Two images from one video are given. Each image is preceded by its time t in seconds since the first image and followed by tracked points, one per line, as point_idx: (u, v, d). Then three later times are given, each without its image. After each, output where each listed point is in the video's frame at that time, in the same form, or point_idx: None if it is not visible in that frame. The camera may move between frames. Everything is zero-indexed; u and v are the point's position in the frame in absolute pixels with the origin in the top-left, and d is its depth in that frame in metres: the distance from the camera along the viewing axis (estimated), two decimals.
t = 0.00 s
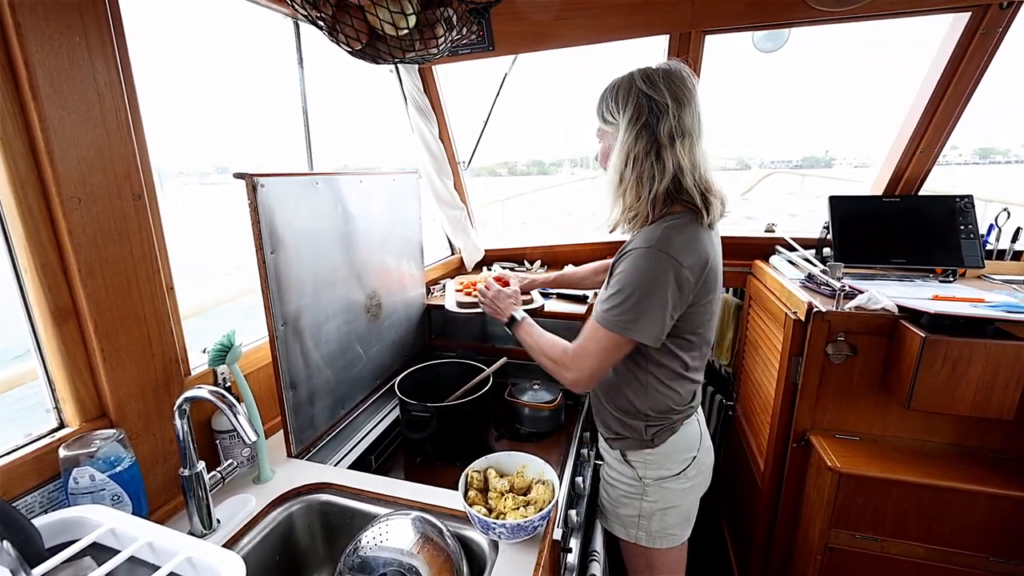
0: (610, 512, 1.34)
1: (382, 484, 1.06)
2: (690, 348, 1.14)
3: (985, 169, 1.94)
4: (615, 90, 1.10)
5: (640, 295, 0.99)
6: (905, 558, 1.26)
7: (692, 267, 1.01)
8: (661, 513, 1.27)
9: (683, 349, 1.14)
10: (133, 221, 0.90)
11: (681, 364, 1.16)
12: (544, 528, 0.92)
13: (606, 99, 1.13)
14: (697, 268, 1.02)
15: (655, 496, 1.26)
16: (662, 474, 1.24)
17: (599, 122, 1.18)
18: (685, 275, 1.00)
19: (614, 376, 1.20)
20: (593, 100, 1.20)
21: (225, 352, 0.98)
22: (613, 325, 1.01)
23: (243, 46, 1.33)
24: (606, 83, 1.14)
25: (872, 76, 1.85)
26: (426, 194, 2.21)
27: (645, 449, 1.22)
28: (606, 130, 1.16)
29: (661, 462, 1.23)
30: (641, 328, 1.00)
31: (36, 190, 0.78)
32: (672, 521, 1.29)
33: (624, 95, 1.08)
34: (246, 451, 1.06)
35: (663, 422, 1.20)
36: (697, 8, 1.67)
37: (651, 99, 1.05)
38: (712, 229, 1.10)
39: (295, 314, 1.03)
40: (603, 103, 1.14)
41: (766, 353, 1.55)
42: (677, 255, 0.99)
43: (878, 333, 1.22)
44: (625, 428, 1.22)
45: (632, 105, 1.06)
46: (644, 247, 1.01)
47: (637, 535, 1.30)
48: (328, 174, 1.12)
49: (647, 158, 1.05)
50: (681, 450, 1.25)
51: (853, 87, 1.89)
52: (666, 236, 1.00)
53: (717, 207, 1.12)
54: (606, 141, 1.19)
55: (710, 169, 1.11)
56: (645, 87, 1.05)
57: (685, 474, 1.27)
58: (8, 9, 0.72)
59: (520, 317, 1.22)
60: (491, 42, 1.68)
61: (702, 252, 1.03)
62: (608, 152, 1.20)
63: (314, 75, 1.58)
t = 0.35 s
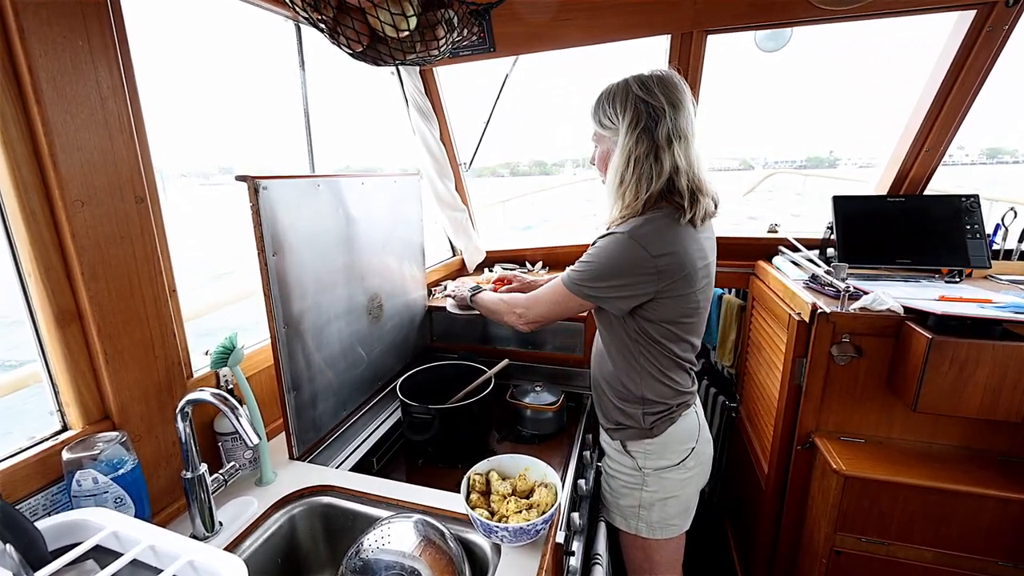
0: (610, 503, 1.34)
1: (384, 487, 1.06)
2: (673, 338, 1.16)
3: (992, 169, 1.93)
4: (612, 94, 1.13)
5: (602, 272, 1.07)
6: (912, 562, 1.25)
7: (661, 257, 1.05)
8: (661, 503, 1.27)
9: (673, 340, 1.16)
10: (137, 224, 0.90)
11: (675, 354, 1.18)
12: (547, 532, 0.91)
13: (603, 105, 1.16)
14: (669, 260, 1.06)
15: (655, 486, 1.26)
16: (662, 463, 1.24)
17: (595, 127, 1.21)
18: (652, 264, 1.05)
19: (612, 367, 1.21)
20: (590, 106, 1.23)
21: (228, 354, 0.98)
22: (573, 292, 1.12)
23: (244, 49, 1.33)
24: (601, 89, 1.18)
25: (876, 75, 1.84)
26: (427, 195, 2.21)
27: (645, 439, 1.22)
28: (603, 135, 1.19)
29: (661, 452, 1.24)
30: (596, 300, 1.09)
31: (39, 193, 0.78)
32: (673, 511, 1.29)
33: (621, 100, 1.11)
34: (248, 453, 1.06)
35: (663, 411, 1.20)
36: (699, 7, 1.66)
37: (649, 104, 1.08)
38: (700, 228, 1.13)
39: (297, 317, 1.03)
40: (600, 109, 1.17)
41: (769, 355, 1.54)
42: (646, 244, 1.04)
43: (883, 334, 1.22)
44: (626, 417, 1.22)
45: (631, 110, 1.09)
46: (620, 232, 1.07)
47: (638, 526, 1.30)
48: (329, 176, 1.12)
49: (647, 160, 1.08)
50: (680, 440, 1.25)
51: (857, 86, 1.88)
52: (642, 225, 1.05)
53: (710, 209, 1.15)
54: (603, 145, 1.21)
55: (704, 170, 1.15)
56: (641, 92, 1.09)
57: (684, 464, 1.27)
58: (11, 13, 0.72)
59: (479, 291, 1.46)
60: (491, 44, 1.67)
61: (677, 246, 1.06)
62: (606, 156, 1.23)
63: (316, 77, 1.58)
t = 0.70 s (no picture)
0: (606, 502, 1.34)
1: (387, 486, 1.06)
2: (675, 339, 1.16)
3: (995, 174, 1.93)
4: (614, 97, 1.14)
5: (608, 272, 1.07)
6: (914, 565, 1.25)
7: (667, 257, 1.05)
8: (656, 502, 1.28)
9: (674, 341, 1.16)
10: (142, 220, 0.90)
11: (673, 355, 1.18)
12: (550, 533, 0.91)
13: (605, 108, 1.16)
14: (674, 260, 1.06)
15: (651, 485, 1.26)
16: (658, 462, 1.25)
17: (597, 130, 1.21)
18: (657, 263, 1.05)
19: (611, 367, 1.21)
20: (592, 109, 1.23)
21: (232, 353, 0.98)
22: (579, 293, 1.11)
23: (251, 48, 1.34)
24: (603, 92, 1.19)
25: (880, 79, 1.84)
26: (431, 195, 2.21)
27: (640, 439, 1.23)
28: (606, 137, 1.19)
29: (657, 452, 1.24)
30: (602, 300, 1.09)
31: (46, 189, 0.78)
32: (668, 510, 1.29)
33: (624, 103, 1.11)
34: (252, 451, 1.06)
35: (658, 410, 1.21)
36: (704, 9, 1.66)
37: (652, 105, 1.08)
38: (701, 229, 1.13)
39: (301, 315, 1.03)
40: (602, 111, 1.17)
41: (771, 358, 1.54)
42: (653, 243, 1.05)
43: (886, 337, 1.22)
44: (622, 417, 1.22)
45: (635, 111, 1.09)
46: (625, 232, 1.08)
47: (633, 525, 1.30)
48: (334, 176, 1.12)
49: (651, 162, 1.08)
50: (676, 439, 1.25)
51: (861, 90, 1.88)
52: (648, 225, 1.06)
53: (712, 210, 1.16)
54: (606, 146, 1.21)
55: (706, 171, 1.15)
56: (644, 95, 1.09)
57: (680, 464, 1.27)
58: (20, 10, 0.72)
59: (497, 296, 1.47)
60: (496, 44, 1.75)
61: (681, 246, 1.07)
62: (608, 158, 1.24)
63: (321, 75, 1.58)
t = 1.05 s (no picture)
0: (595, 505, 1.34)
1: (385, 485, 1.06)
2: (665, 341, 1.17)
3: (991, 182, 1.95)
4: (606, 101, 1.14)
5: (601, 270, 1.08)
6: (907, 569, 1.26)
7: (660, 257, 1.06)
8: (644, 504, 1.28)
9: (663, 342, 1.17)
10: (143, 217, 0.90)
11: (662, 356, 1.19)
12: (547, 534, 0.91)
13: (598, 111, 1.15)
14: (666, 261, 1.07)
15: (639, 488, 1.26)
16: (646, 465, 1.25)
17: (588, 133, 1.20)
18: (650, 264, 1.06)
19: (601, 368, 1.22)
20: (582, 112, 1.22)
21: (231, 351, 0.98)
22: (573, 292, 1.12)
23: (256, 47, 1.34)
24: (593, 98, 1.18)
25: (879, 87, 1.86)
26: (433, 195, 2.22)
27: (629, 441, 1.23)
28: (599, 140, 1.17)
29: (645, 454, 1.24)
30: (594, 299, 1.09)
31: (48, 185, 0.78)
32: (656, 512, 1.29)
33: (622, 106, 1.11)
34: (250, 449, 1.06)
35: (647, 412, 1.21)
36: (705, 14, 1.68)
37: (650, 109, 1.09)
38: (694, 231, 1.15)
39: (301, 314, 1.03)
40: (595, 115, 1.16)
41: (768, 362, 1.55)
42: (646, 243, 1.06)
43: (882, 342, 1.23)
44: (611, 418, 1.23)
45: (635, 114, 1.09)
46: (620, 232, 1.08)
47: (621, 527, 1.31)
48: (336, 175, 1.13)
49: (651, 164, 1.09)
50: (664, 441, 1.26)
51: (860, 97, 1.89)
52: (642, 225, 1.06)
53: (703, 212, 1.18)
54: (597, 150, 1.19)
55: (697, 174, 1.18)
56: (639, 98, 1.10)
57: (669, 466, 1.28)
58: (26, 6, 0.72)
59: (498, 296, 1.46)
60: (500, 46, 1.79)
61: (674, 247, 1.07)
62: (601, 164, 1.21)
63: (326, 75, 1.59)
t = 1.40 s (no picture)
0: (597, 508, 1.34)
1: (383, 486, 1.06)
2: (664, 346, 1.17)
3: (990, 185, 1.95)
4: (602, 105, 1.12)
5: (600, 277, 1.08)
6: (905, 571, 1.26)
7: (658, 264, 1.06)
8: (646, 508, 1.28)
9: (663, 347, 1.17)
10: (144, 219, 0.91)
11: (662, 361, 1.19)
12: (545, 536, 0.91)
13: (596, 116, 1.12)
14: (665, 267, 1.07)
15: (641, 492, 1.26)
16: (648, 469, 1.25)
17: (583, 140, 1.15)
18: (649, 270, 1.06)
19: (602, 373, 1.22)
20: (574, 116, 1.17)
21: (230, 351, 0.98)
22: (573, 299, 1.12)
23: (257, 48, 1.34)
24: (584, 104, 1.15)
25: (878, 91, 1.87)
26: (433, 196, 2.23)
27: (630, 445, 1.23)
28: (599, 147, 1.13)
29: (647, 458, 1.24)
30: (594, 305, 1.10)
31: (49, 186, 0.79)
32: (658, 516, 1.29)
33: (622, 111, 1.09)
34: (249, 450, 1.06)
35: (648, 416, 1.21)
36: (704, 17, 1.68)
37: (650, 113, 1.09)
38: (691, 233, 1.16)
39: (301, 315, 1.03)
40: (592, 120, 1.13)
41: (767, 364, 1.55)
42: (644, 250, 1.06)
43: (880, 345, 1.23)
44: (612, 422, 1.23)
45: (638, 119, 1.08)
46: (619, 238, 1.08)
47: (624, 531, 1.31)
48: (336, 176, 1.13)
49: (659, 168, 1.09)
50: (666, 445, 1.26)
51: (859, 100, 1.90)
52: (640, 231, 1.07)
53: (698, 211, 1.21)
54: (597, 157, 1.15)
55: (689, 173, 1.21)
56: (636, 102, 1.10)
57: (670, 470, 1.28)
58: (28, 8, 0.72)
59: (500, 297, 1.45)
60: (500, 48, 1.80)
61: (673, 252, 1.08)
62: (602, 172, 1.17)
63: (327, 76, 1.59)
